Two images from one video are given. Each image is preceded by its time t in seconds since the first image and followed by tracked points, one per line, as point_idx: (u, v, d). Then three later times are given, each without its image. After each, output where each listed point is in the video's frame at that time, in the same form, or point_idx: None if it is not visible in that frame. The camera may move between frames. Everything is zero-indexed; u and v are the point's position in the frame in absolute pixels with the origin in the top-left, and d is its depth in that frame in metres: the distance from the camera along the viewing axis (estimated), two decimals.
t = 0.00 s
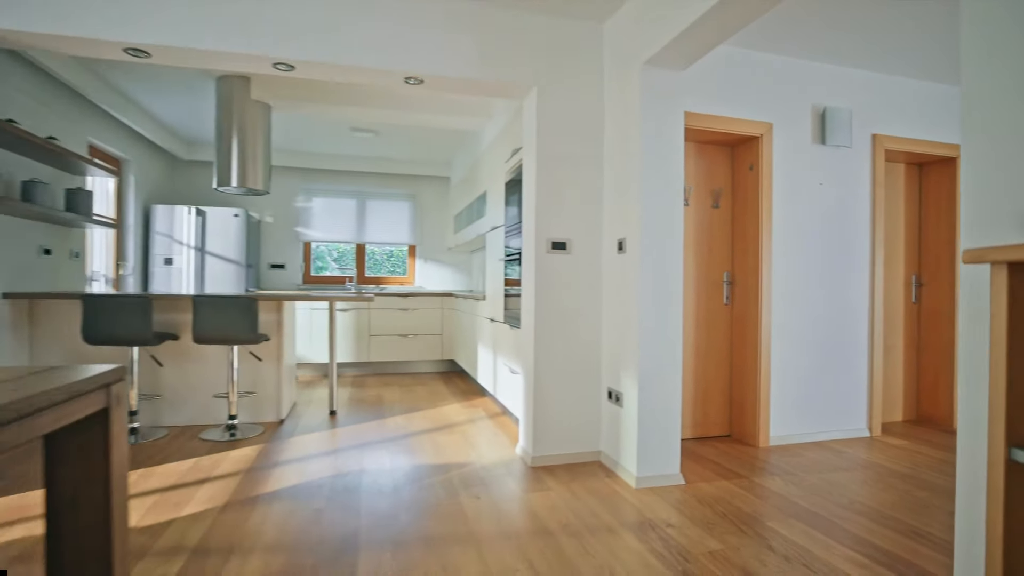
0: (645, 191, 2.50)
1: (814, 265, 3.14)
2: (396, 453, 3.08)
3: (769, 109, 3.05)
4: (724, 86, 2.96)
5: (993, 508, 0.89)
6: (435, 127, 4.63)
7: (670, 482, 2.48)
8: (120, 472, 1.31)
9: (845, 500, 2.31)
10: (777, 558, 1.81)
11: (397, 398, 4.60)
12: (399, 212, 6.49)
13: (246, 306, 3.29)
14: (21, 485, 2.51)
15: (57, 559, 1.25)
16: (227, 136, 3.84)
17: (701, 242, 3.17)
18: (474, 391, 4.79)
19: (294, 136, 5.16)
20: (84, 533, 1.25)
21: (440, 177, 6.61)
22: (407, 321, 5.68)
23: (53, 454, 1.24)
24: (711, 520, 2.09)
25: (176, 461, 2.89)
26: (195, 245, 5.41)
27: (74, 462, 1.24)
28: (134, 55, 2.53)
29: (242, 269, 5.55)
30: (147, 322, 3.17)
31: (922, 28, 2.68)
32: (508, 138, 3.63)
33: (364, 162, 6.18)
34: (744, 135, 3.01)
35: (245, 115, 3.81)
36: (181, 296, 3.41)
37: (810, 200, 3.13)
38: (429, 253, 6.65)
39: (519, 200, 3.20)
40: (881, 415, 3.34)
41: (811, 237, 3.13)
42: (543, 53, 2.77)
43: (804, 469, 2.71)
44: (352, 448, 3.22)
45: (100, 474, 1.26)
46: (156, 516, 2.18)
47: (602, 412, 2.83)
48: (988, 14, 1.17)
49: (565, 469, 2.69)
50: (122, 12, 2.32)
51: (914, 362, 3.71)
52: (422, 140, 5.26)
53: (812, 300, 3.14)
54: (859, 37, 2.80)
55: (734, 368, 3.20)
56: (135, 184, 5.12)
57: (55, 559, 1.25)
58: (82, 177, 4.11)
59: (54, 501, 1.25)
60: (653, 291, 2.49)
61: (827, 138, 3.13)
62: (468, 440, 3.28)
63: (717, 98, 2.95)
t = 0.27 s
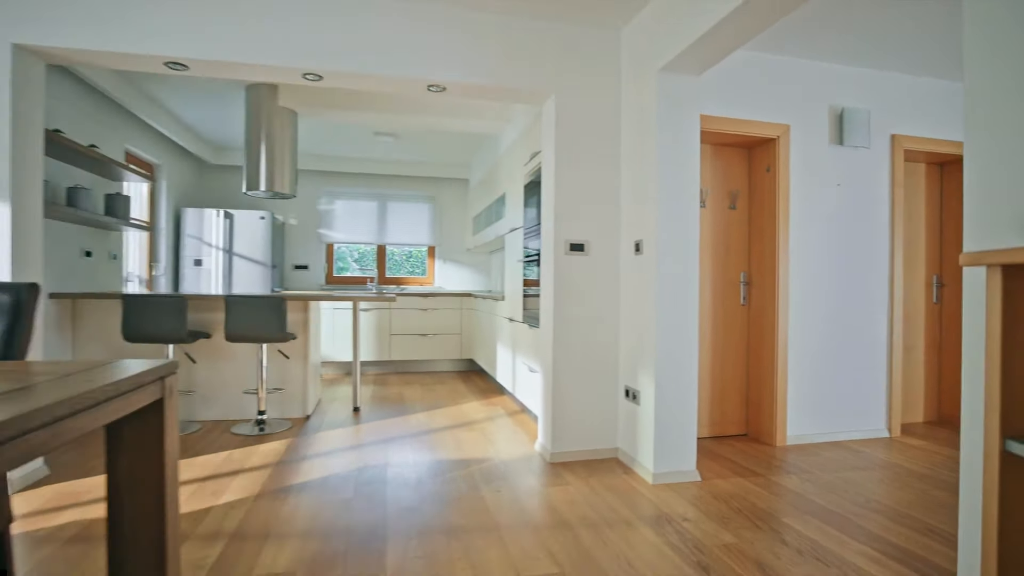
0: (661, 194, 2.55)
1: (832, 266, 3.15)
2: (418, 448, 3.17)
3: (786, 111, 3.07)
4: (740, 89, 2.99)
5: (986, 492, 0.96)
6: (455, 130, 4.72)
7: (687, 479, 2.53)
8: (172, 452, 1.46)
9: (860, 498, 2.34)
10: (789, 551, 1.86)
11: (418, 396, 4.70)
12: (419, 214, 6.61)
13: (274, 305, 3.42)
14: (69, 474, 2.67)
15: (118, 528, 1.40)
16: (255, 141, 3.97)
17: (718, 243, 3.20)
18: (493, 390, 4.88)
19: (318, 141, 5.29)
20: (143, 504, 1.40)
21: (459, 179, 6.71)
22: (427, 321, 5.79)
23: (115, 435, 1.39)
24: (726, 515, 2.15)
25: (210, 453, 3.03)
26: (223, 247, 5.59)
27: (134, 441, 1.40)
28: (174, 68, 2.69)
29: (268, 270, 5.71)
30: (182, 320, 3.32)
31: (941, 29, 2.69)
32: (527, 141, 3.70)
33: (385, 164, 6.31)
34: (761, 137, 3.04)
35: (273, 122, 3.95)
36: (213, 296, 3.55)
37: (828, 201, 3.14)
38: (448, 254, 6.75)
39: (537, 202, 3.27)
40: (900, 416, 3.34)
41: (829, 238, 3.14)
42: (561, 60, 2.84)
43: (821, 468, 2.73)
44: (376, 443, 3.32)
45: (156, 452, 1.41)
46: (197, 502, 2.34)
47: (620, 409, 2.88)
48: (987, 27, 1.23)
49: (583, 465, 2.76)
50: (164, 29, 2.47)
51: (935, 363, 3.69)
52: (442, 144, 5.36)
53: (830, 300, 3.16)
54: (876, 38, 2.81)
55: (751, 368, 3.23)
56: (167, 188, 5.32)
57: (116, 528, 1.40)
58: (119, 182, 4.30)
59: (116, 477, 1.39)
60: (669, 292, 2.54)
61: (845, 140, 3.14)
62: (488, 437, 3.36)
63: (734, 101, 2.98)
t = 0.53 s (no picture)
0: (676, 198, 2.62)
1: (846, 267, 3.18)
2: (439, 444, 3.28)
3: (800, 114, 3.11)
4: (754, 93, 3.04)
5: (980, 479, 1.02)
6: (473, 134, 4.82)
7: (701, 474, 2.59)
8: (216, 439, 1.57)
9: (873, 496, 2.38)
10: (800, 544, 1.91)
11: (438, 394, 4.81)
12: (438, 215, 6.72)
13: (301, 305, 3.55)
14: (111, 464, 2.83)
15: (169, 508, 1.52)
16: (281, 147, 4.11)
17: (732, 244, 3.25)
18: (510, 388, 4.96)
19: (340, 145, 5.43)
20: (192, 487, 1.52)
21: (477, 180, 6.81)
22: (446, 320, 5.90)
23: (166, 422, 1.50)
24: (738, 509, 2.21)
25: (241, 447, 3.17)
26: (249, 248, 5.76)
27: (182, 428, 1.51)
28: (208, 79, 2.83)
29: (291, 271, 5.87)
30: (213, 319, 3.47)
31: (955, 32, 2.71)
32: (544, 145, 3.78)
33: (405, 167, 6.43)
34: (776, 140, 3.08)
35: (298, 127, 4.09)
36: (243, 296, 3.70)
37: (843, 202, 3.17)
38: (466, 254, 6.85)
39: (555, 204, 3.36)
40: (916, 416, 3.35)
41: (844, 239, 3.17)
42: (577, 67, 2.93)
43: (834, 466, 2.77)
44: (398, 439, 3.44)
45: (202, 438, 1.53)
46: (231, 492, 2.46)
47: (635, 407, 2.95)
48: (985, 39, 1.30)
49: (599, 461, 2.84)
50: (201, 42, 2.61)
51: (954, 363, 3.69)
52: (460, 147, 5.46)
53: (845, 300, 3.18)
54: (891, 42, 2.84)
55: (766, 367, 3.27)
56: (195, 192, 5.50)
57: (167, 508, 1.52)
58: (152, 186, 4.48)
59: (166, 461, 1.51)
60: (684, 292, 2.61)
61: (860, 142, 3.17)
62: (506, 433, 3.45)
63: (748, 104, 3.03)
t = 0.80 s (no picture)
0: (689, 200, 2.68)
1: (859, 267, 3.21)
2: (457, 439, 3.38)
3: (813, 117, 3.15)
4: (767, 96, 3.09)
5: (972, 467, 1.09)
6: (490, 137, 4.92)
7: (714, 470, 2.66)
8: (253, 430, 1.68)
9: (884, 491, 2.43)
10: (810, 536, 1.97)
11: (455, 391, 4.92)
12: (455, 217, 6.84)
13: (325, 305, 3.68)
14: (148, 455, 2.98)
15: (211, 495, 1.62)
16: (304, 151, 4.25)
17: (745, 245, 3.30)
18: (526, 386, 5.05)
19: (360, 148, 5.57)
20: (232, 477, 1.63)
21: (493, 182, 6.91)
22: (463, 320, 6.00)
23: (208, 414, 1.61)
24: (749, 503, 2.28)
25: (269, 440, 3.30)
26: (272, 249, 5.93)
27: (224, 419, 1.62)
28: (239, 88, 2.96)
29: (313, 271, 6.03)
30: (241, 318, 3.61)
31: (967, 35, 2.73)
32: (560, 148, 3.87)
33: (422, 170, 6.56)
34: (788, 142, 3.13)
35: (320, 132, 4.23)
36: (269, 296, 3.83)
37: (855, 203, 3.20)
38: (482, 255, 6.96)
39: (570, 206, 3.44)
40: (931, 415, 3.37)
41: (857, 240, 3.21)
42: (591, 73, 3.02)
43: (846, 463, 2.82)
44: (417, 434, 3.55)
45: (242, 429, 1.64)
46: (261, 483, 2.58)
47: (649, 404, 3.02)
48: (982, 52, 1.36)
49: (613, 456, 2.91)
50: (233, 54, 2.74)
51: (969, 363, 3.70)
52: (477, 150, 5.57)
53: (858, 300, 3.21)
54: (903, 45, 2.87)
55: (779, 366, 3.32)
56: (221, 195, 5.68)
57: (210, 495, 1.62)
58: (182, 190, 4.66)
59: (209, 451, 1.62)
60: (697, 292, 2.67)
61: (873, 143, 3.20)
62: (523, 429, 3.54)
63: (761, 108, 3.08)
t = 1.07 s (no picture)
0: (701, 202, 2.75)
1: (872, 266, 3.24)
2: (475, 434, 3.48)
3: (825, 119, 3.20)
4: (779, 99, 3.14)
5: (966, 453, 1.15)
6: (506, 140, 5.01)
7: (726, 465, 2.72)
8: (288, 423, 1.78)
9: (894, 487, 2.47)
10: (819, 528, 2.03)
11: (472, 389, 5.02)
12: (471, 218, 6.95)
13: (347, 304, 3.81)
14: (182, 447, 3.12)
15: (249, 483, 1.73)
16: (326, 156, 4.39)
17: (758, 245, 3.35)
18: (542, 384, 5.14)
19: (379, 152, 5.70)
20: (268, 466, 1.73)
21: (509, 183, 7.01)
22: (479, 319, 6.11)
23: (246, 407, 1.71)
24: (760, 497, 2.34)
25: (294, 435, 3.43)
26: (294, 250, 6.09)
27: (260, 412, 1.73)
28: (266, 96, 3.10)
29: (333, 271, 6.18)
30: (267, 316, 3.75)
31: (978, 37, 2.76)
32: (575, 151, 3.95)
33: (439, 172, 6.68)
34: (800, 144, 3.17)
35: (341, 137, 4.36)
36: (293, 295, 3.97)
37: (868, 204, 3.24)
38: (498, 255, 7.06)
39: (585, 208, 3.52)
40: (945, 414, 3.38)
41: (870, 240, 3.24)
42: (605, 79, 3.10)
43: (857, 460, 2.86)
44: (436, 429, 3.65)
45: (277, 421, 1.74)
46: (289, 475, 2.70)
47: (662, 401, 3.09)
48: (980, 62, 1.42)
49: (627, 452, 2.99)
50: (261, 64, 2.87)
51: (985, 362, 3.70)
52: (493, 152, 5.67)
53: (870, 299, 3.25)
54: (914, 48, 2.91)
55: (791, 365, 3.36)
56: (245, 198, 5.85)
57: (248, 483, 1.73)
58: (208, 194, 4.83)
59: (246, 441, 1.72)
60: (709, 291, 2.74)
61: (885, 145, 3.23)
62: (539, 426, 3.63)
63: (773, 111, 3.13)
